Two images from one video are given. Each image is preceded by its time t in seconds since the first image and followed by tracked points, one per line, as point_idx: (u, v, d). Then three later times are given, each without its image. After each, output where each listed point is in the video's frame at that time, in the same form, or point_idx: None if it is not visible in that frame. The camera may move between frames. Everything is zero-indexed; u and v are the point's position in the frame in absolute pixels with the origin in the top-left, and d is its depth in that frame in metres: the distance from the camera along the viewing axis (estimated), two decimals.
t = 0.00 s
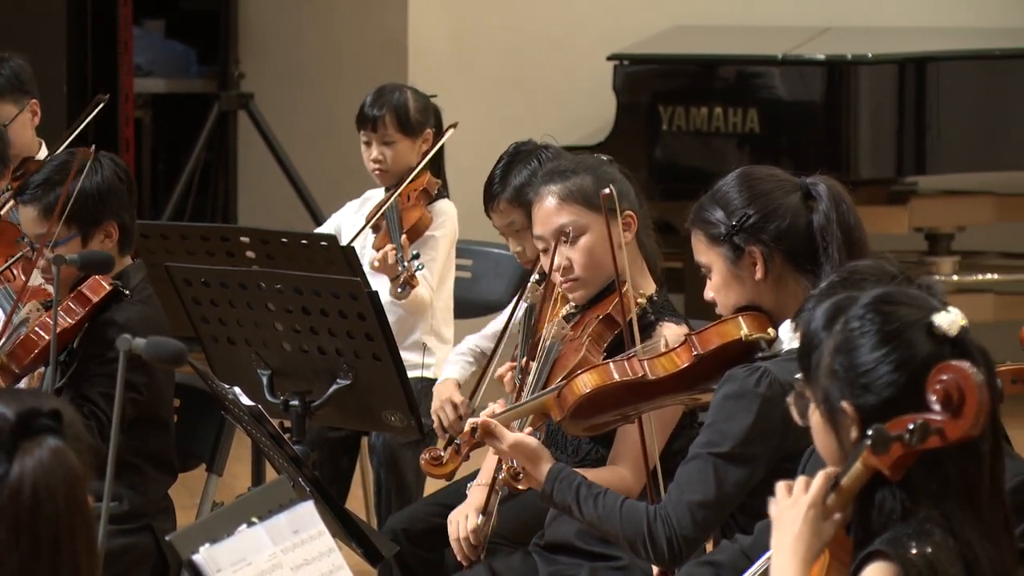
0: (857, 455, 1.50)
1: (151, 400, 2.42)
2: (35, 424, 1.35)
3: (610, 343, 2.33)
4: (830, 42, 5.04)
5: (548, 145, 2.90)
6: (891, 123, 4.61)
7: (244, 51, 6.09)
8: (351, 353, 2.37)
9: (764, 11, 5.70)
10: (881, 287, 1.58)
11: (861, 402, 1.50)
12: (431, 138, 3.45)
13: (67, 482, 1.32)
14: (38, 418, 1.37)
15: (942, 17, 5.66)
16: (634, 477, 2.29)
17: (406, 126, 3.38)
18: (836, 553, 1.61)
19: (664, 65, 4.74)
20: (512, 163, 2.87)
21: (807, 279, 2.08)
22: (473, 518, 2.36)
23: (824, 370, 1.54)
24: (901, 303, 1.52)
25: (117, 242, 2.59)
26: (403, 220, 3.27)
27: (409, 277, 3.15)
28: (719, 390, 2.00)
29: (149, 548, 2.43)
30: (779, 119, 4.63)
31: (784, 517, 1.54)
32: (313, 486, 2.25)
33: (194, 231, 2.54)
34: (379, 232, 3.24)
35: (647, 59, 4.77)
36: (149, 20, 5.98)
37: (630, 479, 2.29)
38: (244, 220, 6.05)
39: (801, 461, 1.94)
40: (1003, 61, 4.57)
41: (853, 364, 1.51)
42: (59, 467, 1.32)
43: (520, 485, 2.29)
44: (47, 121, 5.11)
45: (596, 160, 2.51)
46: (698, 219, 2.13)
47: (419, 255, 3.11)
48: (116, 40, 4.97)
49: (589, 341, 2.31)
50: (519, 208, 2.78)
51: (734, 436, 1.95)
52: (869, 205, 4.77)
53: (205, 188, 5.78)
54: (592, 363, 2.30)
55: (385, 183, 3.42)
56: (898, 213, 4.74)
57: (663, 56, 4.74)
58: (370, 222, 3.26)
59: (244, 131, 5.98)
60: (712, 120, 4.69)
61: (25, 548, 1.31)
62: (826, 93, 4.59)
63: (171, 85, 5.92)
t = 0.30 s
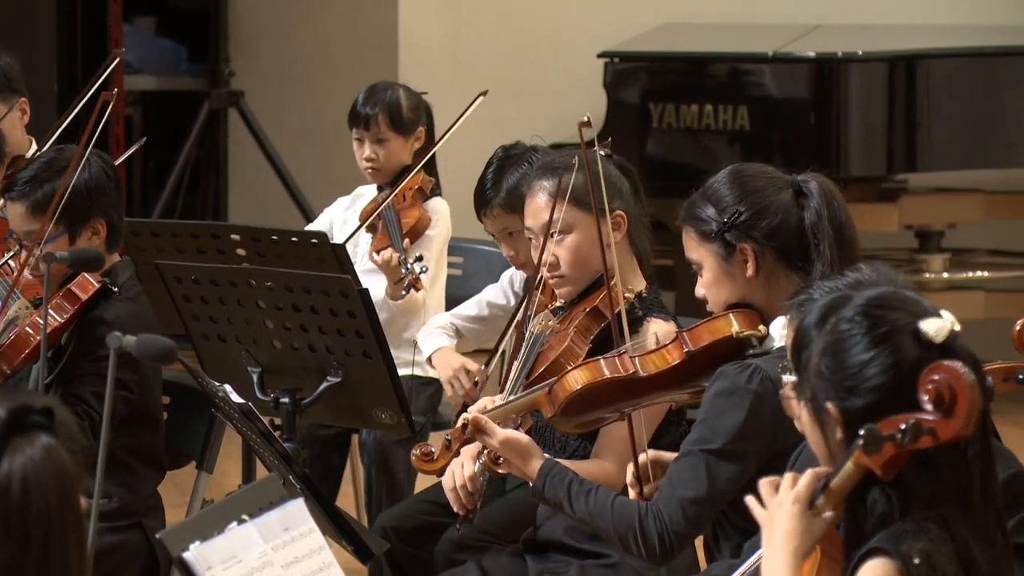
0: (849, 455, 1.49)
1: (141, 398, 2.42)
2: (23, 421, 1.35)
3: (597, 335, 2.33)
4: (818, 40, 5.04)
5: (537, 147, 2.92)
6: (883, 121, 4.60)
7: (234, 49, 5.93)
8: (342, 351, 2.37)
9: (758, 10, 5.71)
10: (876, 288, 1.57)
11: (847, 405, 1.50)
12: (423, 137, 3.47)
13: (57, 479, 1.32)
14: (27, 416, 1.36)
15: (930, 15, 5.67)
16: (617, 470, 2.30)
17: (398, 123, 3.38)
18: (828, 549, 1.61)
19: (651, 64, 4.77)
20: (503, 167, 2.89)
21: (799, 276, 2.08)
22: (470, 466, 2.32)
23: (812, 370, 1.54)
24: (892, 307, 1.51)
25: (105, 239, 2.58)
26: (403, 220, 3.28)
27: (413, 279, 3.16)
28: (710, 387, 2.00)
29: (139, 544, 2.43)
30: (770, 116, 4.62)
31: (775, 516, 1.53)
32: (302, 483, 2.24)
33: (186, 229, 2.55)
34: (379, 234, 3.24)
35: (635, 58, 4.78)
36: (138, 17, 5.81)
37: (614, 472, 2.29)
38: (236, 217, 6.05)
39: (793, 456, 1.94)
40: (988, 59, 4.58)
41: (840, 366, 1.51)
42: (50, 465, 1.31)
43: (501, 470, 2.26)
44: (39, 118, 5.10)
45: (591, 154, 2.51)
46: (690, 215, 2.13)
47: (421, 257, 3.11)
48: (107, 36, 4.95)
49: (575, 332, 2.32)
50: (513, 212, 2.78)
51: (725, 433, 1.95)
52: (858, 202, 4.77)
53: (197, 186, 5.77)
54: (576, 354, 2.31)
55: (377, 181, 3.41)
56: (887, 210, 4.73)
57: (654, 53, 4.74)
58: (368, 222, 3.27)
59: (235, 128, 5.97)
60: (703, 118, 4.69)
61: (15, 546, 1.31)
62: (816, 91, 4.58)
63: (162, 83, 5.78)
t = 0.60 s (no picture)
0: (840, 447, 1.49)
1: (127, 391, 2.43)
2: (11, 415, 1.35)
3: (586, 329, 2.33)
4: (808, 34, 5.06)
5: (525, 142, 2.92)
6: (872, 115, 4.61)
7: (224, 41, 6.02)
8: (331, 344, 2.37)
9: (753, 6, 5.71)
10: (844, 286, 1.58)
11: (822, 406, 1.51)
12: (411, 131, 3.47)
13: (47, 472, 1.32)
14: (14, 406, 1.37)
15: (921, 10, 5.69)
16: (599, 463, 2.30)
17: (386, 117, 3.38)
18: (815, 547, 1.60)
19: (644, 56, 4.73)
20: (492, 163, 2.88)
21: (788, 268, 2.07)
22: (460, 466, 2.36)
23: (785, 374, 1.54)
24: (859, 304, 1.52)
25: (88, 233, 2.70)
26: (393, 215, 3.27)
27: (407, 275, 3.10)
28: (702, 380, 2.00)
29: (128, 539, 2.43)
30: (759, 110, 4.62)
31: (775, 494, 1.52)
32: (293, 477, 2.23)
33: (175, 222, 2.54)
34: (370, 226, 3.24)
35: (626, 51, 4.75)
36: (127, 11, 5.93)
37: (595, 465, 2.29)
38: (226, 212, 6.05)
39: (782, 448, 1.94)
40: (982, 51, 4.59)
41: (813, 365, 1.51)
42: (41, 457, 1.32)
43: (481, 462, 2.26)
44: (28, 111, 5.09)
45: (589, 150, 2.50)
46: (681, 210, 2.12)
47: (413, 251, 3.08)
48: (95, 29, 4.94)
49: (563, 325, 2.33)
50: (505, 208, 2.78)
51: (717, 425, 1.95)
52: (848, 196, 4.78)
53: (184, 179, 5.76)
54: (563, 347, 2.32)
55: (367, 176, 3.41)
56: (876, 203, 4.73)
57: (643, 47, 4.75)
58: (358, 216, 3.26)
59: (223, 122, 5.97)
60: (693, 111, 4.68)
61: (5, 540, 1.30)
62: (805, 85, 4.59)
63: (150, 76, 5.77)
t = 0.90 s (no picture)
0: (825, 439, 1.49)
1: (111, 380, 2.49)
2: None
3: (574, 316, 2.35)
4: (798, 24, 5.07)
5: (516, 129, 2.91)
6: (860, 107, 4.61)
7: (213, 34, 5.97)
8: (318, 336, 2.37)
9: None
10: (827, 278, 1.57)
11: (803, 405, 1.51)
12: (399, 120, 3.47)
13: (38, 464, 1.32)
14: None
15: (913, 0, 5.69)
16: (582, 448, 2.29)
17: (374, 106, 3.39)
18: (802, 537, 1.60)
19: (629, 48, 4.80)
20: (481, 149, 2.86)
21: (779, 260, 2.07)
22: (425, 492, 2.34)
23: (767, 372, 1.54)
24: (839, 301, 1.51)
25: (79, 223, 2.75)
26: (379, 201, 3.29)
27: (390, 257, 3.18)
28: (685, 368, 2.00)
29: (114, 528, 2.49)
30: (747, 101, 4.63)
31: (763, 483, 1.51)
32: (280, 468, 2.23)
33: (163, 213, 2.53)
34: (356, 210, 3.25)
35: (613, 42, 4.82)
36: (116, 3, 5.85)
37: (578, 450, 2.29)
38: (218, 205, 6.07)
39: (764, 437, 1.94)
40: (970, 43, 4.57)
41: (794, 364, 1.51)
42: (31, 448, 1.32)
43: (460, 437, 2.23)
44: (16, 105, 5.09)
45: (590, 137, 2.46)
46: (675, 194, 2.12)
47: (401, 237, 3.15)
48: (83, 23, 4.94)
49: (552, 309, 2.35)
50: (491, 194, 2.78)
51: (697, 415, 1.95)
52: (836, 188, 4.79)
53: (172, 171, 5.78)
54: (550, 330, 2.35)
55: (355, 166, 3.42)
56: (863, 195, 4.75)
57: (631, 39, 4.77)
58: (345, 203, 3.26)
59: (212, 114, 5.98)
60: (680, 103, 4.71)
61: None
62: (794, 75, 4.59)
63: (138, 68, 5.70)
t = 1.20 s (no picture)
0: (810, 430, 1.48)
1: (100, 371, 2.49)
2: None
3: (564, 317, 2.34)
4: (788, 15, 5.08)
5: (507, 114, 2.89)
6: (847, 100, 4.63)
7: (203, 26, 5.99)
8: (306, 328, 2.37)
9: None
10: (835, 268, 1.56)
11: (808, 390, 1.50)
12: (391, 111, 3.47)
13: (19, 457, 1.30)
14: None
15: None
16: (579, 449, 2.29)
17: (365, 97, 3.39)
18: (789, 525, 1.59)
19: (616, 40, 4.74)
20: (469, 131, 2.86)
21: (761, 254, 2.06)
22: (417, 531, 2.40)
23: (771, 354, 1.53)
24: (849, 292, 1.50)
25: (69, 215, 2.74)
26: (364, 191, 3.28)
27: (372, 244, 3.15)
28: (675, 365, 1.99)
29: (103, 521, 2.50)
30: (735, 93, 4.62)
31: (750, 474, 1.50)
32: (268, 460, 2.21)
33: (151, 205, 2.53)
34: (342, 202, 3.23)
35: (600, 33, 4.76)
36: None
37: (575, 450, 2.28)
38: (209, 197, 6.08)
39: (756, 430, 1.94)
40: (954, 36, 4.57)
41: (801, 353, 1.50)
42: (12, 439, 1.30)
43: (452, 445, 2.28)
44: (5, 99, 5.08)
45: (573, 132, 2.46)
46: (657, 194, 2.11)
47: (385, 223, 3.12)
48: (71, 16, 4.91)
49: (542, 310, 2.34)
50: (479, 174, 2.79)
51: (689, 411, 1.94)
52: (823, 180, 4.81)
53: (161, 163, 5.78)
54: (541, 331, 2.33)
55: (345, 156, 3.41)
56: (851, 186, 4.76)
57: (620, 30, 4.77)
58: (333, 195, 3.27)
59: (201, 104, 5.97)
60: (668, 95, 4.67)
61: None
62: (783, 66, 4.59)
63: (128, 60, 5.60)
